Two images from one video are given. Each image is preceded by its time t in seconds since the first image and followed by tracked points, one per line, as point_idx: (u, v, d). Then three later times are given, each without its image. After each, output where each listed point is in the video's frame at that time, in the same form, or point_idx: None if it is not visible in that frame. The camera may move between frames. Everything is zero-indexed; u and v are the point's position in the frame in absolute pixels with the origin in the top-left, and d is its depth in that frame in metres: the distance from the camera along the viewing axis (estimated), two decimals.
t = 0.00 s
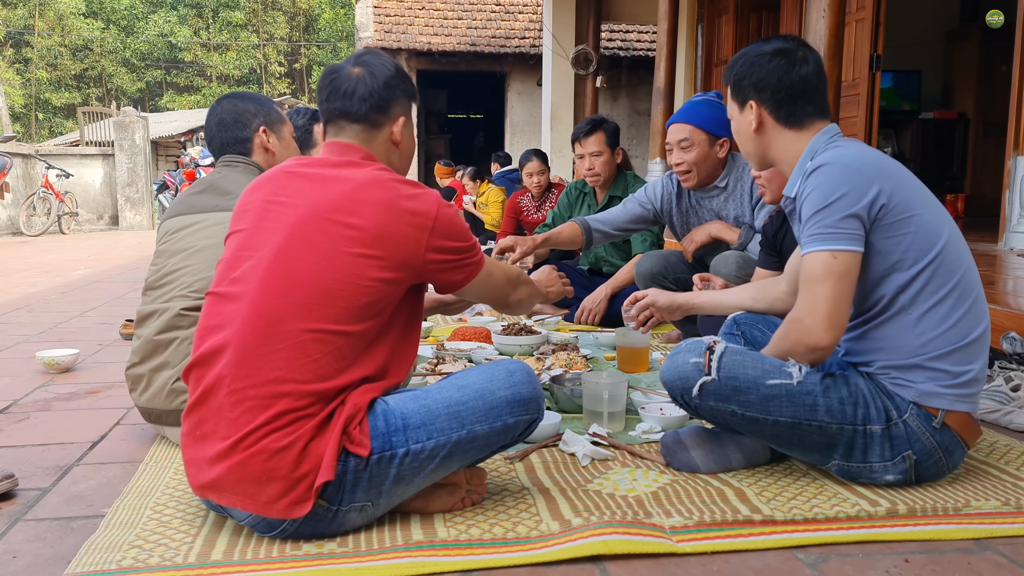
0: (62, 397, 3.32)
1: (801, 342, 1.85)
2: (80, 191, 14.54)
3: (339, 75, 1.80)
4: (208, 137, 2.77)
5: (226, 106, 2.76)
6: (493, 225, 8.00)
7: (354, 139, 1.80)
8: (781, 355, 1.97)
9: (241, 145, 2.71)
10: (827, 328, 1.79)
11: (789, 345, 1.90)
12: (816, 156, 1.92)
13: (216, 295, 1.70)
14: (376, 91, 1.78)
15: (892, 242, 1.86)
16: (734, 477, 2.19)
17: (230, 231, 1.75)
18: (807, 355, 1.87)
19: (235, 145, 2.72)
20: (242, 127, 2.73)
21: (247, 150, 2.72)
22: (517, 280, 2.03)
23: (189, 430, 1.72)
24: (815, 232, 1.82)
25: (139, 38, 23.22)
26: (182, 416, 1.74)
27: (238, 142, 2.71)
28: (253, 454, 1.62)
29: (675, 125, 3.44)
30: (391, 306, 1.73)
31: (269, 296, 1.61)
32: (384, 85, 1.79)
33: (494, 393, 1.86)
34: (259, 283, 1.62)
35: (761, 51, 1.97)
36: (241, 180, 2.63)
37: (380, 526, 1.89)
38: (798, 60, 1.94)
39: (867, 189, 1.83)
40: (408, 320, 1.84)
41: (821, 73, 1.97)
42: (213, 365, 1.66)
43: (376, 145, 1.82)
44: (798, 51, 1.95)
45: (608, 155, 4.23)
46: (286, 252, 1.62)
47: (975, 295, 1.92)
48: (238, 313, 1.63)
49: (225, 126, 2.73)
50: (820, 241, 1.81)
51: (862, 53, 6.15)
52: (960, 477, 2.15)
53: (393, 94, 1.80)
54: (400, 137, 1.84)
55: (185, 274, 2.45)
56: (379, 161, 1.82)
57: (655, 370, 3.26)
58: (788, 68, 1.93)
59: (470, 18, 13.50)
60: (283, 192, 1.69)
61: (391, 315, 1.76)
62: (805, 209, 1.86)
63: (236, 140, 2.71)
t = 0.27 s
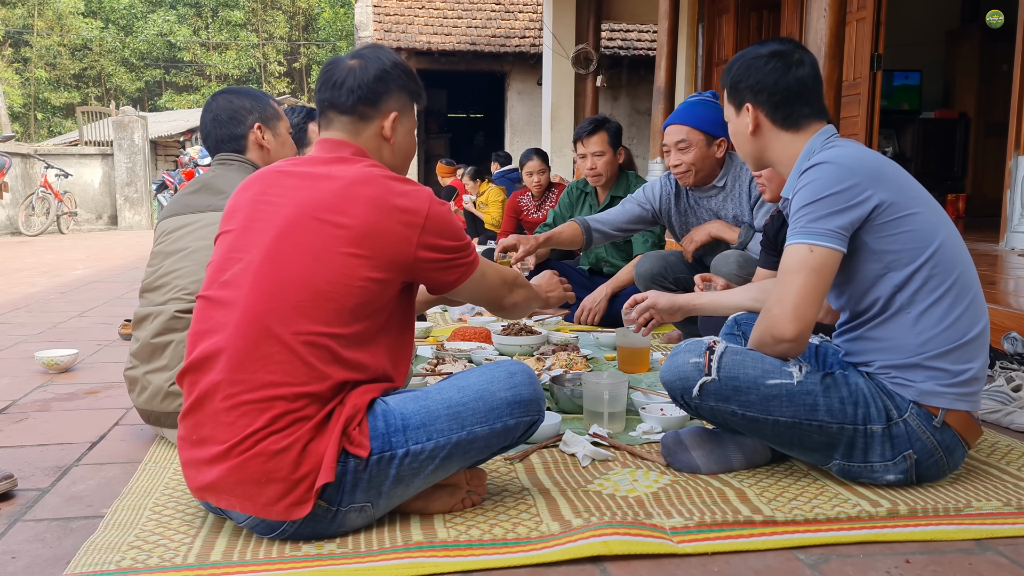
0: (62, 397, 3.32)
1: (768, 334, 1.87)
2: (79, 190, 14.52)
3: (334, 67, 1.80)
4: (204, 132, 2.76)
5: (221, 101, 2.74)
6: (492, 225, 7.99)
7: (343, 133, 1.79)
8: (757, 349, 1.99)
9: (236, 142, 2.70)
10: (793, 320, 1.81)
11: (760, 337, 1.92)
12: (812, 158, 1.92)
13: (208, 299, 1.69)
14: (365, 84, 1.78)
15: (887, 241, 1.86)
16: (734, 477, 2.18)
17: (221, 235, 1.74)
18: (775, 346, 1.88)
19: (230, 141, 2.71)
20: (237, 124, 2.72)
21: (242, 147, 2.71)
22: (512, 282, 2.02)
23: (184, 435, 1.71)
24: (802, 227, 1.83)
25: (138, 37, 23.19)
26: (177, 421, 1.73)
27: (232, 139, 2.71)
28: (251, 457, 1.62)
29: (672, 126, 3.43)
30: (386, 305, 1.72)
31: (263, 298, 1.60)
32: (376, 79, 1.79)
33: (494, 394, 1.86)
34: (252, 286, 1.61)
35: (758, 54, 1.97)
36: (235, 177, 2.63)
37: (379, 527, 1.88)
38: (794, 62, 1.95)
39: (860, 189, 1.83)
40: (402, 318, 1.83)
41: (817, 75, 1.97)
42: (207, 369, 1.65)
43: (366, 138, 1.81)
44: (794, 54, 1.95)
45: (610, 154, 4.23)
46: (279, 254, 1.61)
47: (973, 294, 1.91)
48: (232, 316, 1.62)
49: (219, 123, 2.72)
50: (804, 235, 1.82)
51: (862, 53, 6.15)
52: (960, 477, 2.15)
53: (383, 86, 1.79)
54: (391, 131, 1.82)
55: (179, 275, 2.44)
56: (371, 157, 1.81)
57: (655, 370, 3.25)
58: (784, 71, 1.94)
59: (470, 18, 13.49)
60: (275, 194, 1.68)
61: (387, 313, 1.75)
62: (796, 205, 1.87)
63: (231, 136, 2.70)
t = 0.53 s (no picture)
0: (61, 397, 3.31)
1: (776, 339, 1.87)
2: (78, 190, 14.51)
3: (313, 54, 1.79)
4: (200, 130, 2.76)
5: (216, 98, 2.74)
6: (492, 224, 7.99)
7: (323, 123, 1.79)
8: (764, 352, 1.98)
9: (232, 140, 2.71)
10: (801, 326, 1.81)
11: (766, 342, 1.92)
12: (808, 159, 1.91)
13: (194, 307, 1.67)
14: (341, 69, 1.75)
15: (883, 241, 1.86)
16: (734, 477, 2.18)
17: (207, 243, 1.72)
18: (786, 351, 1.88)
19: (225, 139, 2.71)
20: (232, 122, 2.72)
21: (239, 146, 2.71)
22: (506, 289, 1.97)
23: (179, 444, 1.71)
24: (801, 231, 1.83)
25: (138, 37, 23.17)
26: (171, 431, 1.73)
27: (228, 136, 2.71)
28: (245, 465, 1.61)
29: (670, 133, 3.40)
30: (376, 304, 1.71)
31: (250, 302, 1.59)
32: (352, 62, 1.76)
33: (493, 396, 1.85)
34: (239, 294, 1.60)
35: (750, 57, 1.97)
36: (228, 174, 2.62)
37: (379, 528, 1.88)
38: (786, 64, 1.94)
39: (854, 189, 1.83)
40: (394, 316, 1.82)
41: (810, 77, 1.96)
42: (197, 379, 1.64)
43: (346, 127, 1.79)
44: (787, 56, 1.95)
45: (612, 154, 4.23)
46: (265, 258, 1.60)
47: (971, 293, 1.91)
48: (219, 322, 1.61)
49: (215, 120, 2.72)
50: (803, 239, 1.81)
51: (863, 52, 6.15)
52: (961, 477, 2.14)
53: (359, 70, 1.76)
54: (372, 117, 1.80)
55: (174, 277, 2.44)
56: (356, 148, 1.79)
57: (655, 370, 3.25)
58: (777, 73, 1.93)
59: (470, 17, 13.48)
60: (259, 199, 1.67)
61: (378, 312, 1.74)
62: (794, 208, 1.86)
63: (227, 134, 2.70)
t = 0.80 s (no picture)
0: (61, 397, 3.31)
1: (780, 341, 1.87)
2: (78, 190, 14.50)
3: (292, 53, 1.78)
4: (210, 120, 2.75)
5: (230, 91, 2.74)
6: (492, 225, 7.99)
7: (311, 123, 1.79)
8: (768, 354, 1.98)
9: (241, 135, 2.70)
10: (803, 327, 1.81)
11: (770, 345, 1.92)
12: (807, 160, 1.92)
13: (184, 315, 1.67)
14: (322, 65, 1.75)
15: (883, 242, 1.86)
16: (734, 477, 2.18)
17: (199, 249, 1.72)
18: (787, 353, 1.88)
19: (234, 133, 2.71)
20: (243, 117, 2.71)
21: (247, 142, 2.71)
22: (503, 312, 1.93)
23: (176, 452, 1.71)
24: (802, 233, 1.83)
25: (138, 37, 23.15)
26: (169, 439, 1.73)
27: (236, 131, 2.70)
28: (242, 471, 1.61)
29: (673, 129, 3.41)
30: (370, 305, 1.70)
31: (240, 306, 1.59)
32: (330, 56, 1.75)
33: (493, 398, 1.85)
34: (230, 301, 1.59)
35: (749, 56, 1.97)
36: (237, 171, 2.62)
37: (379, 528, 1.88)
38: (785, 64, 1.94)
39: (854, 189, 1.83)
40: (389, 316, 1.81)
41: (809, 76, 1.96)
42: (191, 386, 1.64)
43: (336, 123, 1.79)
44: (786, 56, 1.95)
45: (612, 154, 4.23)
46: (254, 261, 1.60)
47: (971, 292, 1.91)
48: (211, 328, 1.61)
49: (226, 112, 2.72)
50: (805, 241, 1.81)
51: (863, 52, 6.14)
52: (961, 477, 2.14)
53: (339, 63, 1.75)
54: (361, 107, 1.80)
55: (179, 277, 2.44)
56: (348, 145, 1.80)
57: (655, 370, 3.25)
58: (776, 73, 1.93)
59: (470, 17, 13.48)
60: (249, 204, 1.66)
61: (372, 313, 1.73)
62: (795, 209, 1.87)
63: (236, 129, 2.70)
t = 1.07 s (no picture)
0: (60, 397, 3.31)
1: (790, 340, 1.85)
2: (78, 190, 14.50)
3: (289, 60, 1.78)
4: (234, 119, 2.71)
5: (257, 92, 2.71)
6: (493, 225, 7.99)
7: (313, 126, 1.79)
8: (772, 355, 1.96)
9: (267, 139, 2.69)
10: (815, 326, 1.79)
11: (780, 346, 1.90)
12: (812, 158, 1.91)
13: (183, 314, 1.67)
14: (320, 70, 1.74)
15: (887, 242, 1.85)
16: (734, 477, 2.18)
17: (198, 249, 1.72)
18: (797, 353, 1.86)
19: (260, 136, 2.69)
20: (270, 120, 2.70)
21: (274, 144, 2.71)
22: (494, 331, 1.92)
23: (177, 452, 1.71)
24: (808, 232, 1.82)
25: (138, 37, 23.15)
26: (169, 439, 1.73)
27: (263, 135, 2.69)
28: (241, 471, 1.61)
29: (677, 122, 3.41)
30: (368, 305, 1.70)
31: (237, 306, 1.59)
32: (326, 61, 1.74)
33: (492, 398, 1.84)
34: (227, 299, 1.59)
35: (754, 53, 1.97)
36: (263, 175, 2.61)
37: (379, 528, 1.88)
38: (791, 61, 1.94)
39: (859, 187, 1.82)
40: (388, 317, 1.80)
41: (814, 74, 1.97)
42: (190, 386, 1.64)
43: (337, 126, 1.79)
44: (792, 53, 1.95)
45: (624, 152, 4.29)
46: (252, 261, 1.60)
47: (973, 293, 1.91)
48: (210, 328, 1.61)
49: (254, 115, 2.68)
50: (813, 239, 1.80)
51: (863, 52, 6.15)
52: (961, 477, 2.14)
53: (336, 67, 1.74)
54: (362, 110, 1.79)
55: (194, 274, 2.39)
56: (348, 147, 1.79)
57: (655, 370, 3.25)
58: (782, 70, 1.93)
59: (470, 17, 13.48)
60: (246, 203, 1.66)
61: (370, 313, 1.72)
62: (800, 207, 1.86)
63: (263, 132, 2.68)
